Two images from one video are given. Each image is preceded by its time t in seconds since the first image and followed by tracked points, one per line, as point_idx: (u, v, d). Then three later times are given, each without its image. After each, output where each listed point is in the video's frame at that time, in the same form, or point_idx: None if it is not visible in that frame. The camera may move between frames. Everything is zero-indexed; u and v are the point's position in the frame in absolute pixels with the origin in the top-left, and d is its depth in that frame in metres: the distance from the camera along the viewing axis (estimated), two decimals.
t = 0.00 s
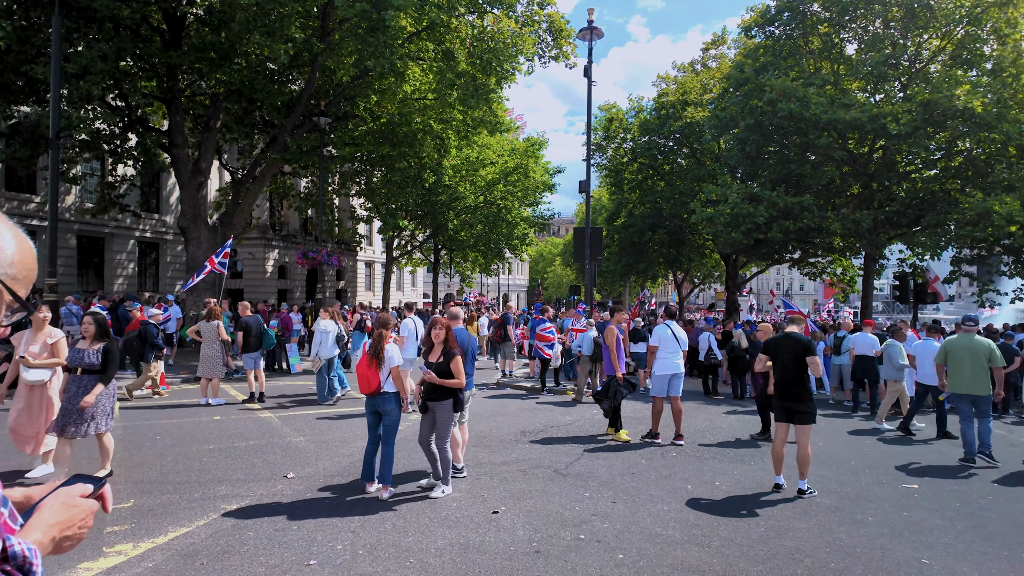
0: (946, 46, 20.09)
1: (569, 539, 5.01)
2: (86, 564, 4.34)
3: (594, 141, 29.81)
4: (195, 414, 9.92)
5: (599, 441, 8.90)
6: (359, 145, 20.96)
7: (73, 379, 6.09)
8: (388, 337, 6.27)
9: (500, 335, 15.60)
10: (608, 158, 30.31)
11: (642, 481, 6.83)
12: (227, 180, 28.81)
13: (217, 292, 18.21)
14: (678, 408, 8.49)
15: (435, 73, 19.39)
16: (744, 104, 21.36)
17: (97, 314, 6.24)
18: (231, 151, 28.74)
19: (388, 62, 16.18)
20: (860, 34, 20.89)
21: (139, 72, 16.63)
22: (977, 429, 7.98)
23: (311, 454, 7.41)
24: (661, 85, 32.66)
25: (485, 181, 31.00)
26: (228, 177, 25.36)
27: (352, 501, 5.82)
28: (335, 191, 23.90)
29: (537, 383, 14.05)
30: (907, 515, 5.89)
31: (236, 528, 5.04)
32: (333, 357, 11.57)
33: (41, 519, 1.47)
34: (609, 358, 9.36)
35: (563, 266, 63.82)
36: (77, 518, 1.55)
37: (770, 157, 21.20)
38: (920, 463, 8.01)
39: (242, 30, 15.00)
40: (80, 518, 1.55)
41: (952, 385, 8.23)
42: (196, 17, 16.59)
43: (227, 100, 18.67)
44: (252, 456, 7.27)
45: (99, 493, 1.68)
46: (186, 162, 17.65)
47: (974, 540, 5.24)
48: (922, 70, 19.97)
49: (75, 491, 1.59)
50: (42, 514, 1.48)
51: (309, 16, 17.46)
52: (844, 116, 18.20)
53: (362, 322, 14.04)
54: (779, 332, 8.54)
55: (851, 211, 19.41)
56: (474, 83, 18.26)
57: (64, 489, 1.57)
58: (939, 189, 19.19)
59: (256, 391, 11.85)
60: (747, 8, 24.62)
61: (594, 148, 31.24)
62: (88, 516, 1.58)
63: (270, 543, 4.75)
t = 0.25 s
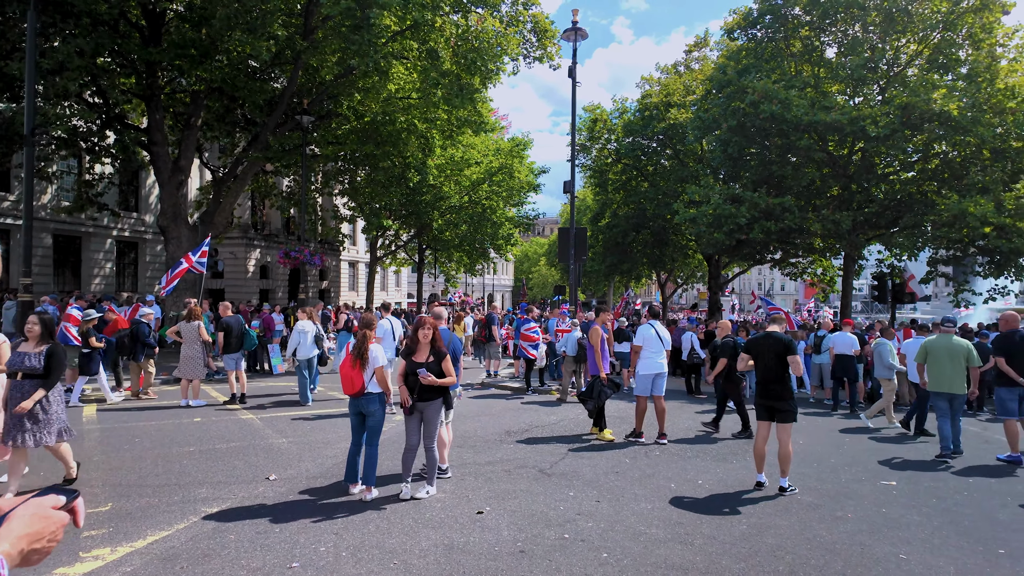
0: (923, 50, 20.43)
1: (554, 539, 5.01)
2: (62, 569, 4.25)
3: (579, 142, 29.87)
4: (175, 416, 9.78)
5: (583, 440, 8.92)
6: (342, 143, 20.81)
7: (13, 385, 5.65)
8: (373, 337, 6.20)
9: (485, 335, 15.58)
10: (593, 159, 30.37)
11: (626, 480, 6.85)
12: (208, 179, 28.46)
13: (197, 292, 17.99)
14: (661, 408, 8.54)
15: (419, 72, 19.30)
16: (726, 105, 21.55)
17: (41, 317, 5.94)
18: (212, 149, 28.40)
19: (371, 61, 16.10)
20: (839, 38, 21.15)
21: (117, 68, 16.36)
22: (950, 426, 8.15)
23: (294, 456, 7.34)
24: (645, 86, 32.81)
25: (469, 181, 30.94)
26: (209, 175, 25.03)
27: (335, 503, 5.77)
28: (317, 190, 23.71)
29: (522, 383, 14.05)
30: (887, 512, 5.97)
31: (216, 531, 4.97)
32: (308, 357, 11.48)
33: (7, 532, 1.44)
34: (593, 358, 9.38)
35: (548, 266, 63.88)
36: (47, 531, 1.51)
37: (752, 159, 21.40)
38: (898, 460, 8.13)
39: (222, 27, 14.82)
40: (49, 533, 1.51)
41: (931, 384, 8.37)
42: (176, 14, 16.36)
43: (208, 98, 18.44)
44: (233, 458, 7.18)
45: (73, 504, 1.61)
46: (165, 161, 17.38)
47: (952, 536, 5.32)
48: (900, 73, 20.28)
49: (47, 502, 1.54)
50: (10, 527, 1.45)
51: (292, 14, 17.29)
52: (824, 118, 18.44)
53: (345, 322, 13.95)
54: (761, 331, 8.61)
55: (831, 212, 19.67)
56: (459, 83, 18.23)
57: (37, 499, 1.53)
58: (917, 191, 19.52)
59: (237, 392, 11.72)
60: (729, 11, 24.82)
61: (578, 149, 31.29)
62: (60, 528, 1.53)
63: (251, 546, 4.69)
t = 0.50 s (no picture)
0: (901, 55, 20.77)
1: (538, 538, 5.01)
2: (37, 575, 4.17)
3: (563, 142, 29.92)
4: (154, 417, 9.64)
5: (567, 440, 8.94)
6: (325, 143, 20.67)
7: None
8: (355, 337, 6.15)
9: (470, 336, 15.55)
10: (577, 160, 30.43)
11: (610, 479, 6.88)
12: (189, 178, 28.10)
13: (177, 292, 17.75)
14: (645, 407, 8.58)
15: (403, 71, 19.21)
16: (709, 107, 21.74)
17: None
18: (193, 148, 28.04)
19: (355, 60, 16.01)
20: (820, 41, 21.41)
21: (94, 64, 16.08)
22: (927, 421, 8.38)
23: (276, 458, 7.27)
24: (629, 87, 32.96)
25: (454, 181, 30.89)
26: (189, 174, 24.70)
27: (318, 505, 5.73)
28: (300, 190, 23.52)
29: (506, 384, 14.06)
30: (865, 508, 6.07)
31: (196, 534, 4.91)
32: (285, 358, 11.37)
33: None
34: (577, 358, 9.40)
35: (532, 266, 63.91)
36: (10, 555, 1.49)
37: (734, 160, 21.60)
38: (877, 457, 8.25)
39: (203, 24, 14.64)
40: (11, 555, 1.49)
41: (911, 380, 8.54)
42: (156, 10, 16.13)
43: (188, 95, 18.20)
44: (214, 460, 7.10)
45: (38, 513, 1.75)
46: (144, 159, 17.12)
47: (929, 531, 5.42)
48: (879, 77, 20.60)
49: (9, 528, 1.59)
50: None
51: (274, 12, 17.12)
52: (804, 120, 18.67)
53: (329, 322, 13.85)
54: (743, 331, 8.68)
55: (811, 213, 19.94)
56: (443, 82, 18.21)
57: None
58: (894, 193, 19.85)
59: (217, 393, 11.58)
60: (712, 13, 25.03)
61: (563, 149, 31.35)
62: (20, 554, 1.52)
63: (232, 549, 4.64)
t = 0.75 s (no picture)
0: (879, 58, 21.09)
1: (521, 538, 5.02)
2: None
3: (548, 143, 29.95)
4: (132, 420, 9.49)
5: (551, 439, 8.95)
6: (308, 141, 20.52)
7: None
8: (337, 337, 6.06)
9: (454, 336, 15.51)
10: (561, 160, 30.50)
11: (594, 478, 6.91)
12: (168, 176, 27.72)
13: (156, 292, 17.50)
14: (629, 406, 8.62)
15: (386, 70, 19.12)
16: (691, 108, 21.91)
17: None
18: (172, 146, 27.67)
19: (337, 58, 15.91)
20: (800, 45, 21.67)
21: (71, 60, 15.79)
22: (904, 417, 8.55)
23: (258, 460, 7.19)
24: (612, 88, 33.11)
25: (439, 181, 30.80)
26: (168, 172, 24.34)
27: (300, 507, 5.68)
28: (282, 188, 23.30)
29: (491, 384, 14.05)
30: (844, 505, 6.15)
31: (176, 538, 4.85)
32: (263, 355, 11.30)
33: None
34: (562, 357, 9.41)
35: (517, 266, 63.95)
36: None
37: (717, 161, 21.78)
38: (856, 455, 8.37)
39: (184, 20, 14.44)
40: None
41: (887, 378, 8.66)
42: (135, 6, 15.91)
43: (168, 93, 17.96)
44: (194, 462, 7.01)
45: None
46: (123, 157, 16.85)
47: (906, 527, 5.51)
48: (857, 80, 20.91)
49: None
50: None
51: (256, 9, 16.94)
52: (785, 122, 18.90)
53: (311, 322, 13.74)
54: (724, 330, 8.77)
55: (792, 214, 20.19)
56: (428, 81, 18.18)
57: None
58: (872, 194, 20.18)
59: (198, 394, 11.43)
60: (695, 15, 25.22)
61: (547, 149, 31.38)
62: None
63: (212, 552, 4.59)
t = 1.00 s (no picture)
0: (858, 62, 21.39)
1: (505, 538, 5.02)
2: None
3: (532, 143, 29.95)
4: (110, 421, 9.34)
5: (535, 439, 8.96)
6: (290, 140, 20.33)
7: None
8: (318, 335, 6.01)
9: (438, 335, 15.46)
10: (546, 160, 30.53)
11: (578, 477, 6.93)
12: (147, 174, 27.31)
13: (134, 292, 17.22)
14: (612, 405, 8.66)
15: (370, 69, 19.00)
16: (675, 110, 22.05)
17: None
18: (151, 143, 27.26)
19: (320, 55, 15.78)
20: (781, 47, 21.90)
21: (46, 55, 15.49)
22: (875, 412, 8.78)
23: (239, 461, 7.11)
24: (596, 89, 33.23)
25: (423, 180, 30.69)
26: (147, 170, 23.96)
27: (282, 508, 5.63)
28: (264, 187, 23.07)
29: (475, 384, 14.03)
30: (824, 502, 6.22)
31: (155, 541, 4.78)
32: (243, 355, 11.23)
33: None
34: (546, 357, 9.43)
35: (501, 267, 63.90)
36: None
37: (699, 162, 21.93)
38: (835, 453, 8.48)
39: (163, 16, 14.22)
40: None
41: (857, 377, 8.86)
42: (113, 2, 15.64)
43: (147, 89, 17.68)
44: (174, 464, 6.91)
45: None
46: (100, 155, 16.56)
47: (884, 522, 5.59)
48: (837, 83, 21.18)
49: None
50: None
51: (237, 5, 16.73)
52: (767, 124, 19.10)
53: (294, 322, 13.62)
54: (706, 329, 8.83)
55: (774, 215, 20.40)
56: (412, 80, 18.13)
57: None
58: (851, 195, 20.48)
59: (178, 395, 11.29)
60: (679, 17, 25.39)
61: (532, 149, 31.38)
62: None
63: (193, 555, 4.53)
